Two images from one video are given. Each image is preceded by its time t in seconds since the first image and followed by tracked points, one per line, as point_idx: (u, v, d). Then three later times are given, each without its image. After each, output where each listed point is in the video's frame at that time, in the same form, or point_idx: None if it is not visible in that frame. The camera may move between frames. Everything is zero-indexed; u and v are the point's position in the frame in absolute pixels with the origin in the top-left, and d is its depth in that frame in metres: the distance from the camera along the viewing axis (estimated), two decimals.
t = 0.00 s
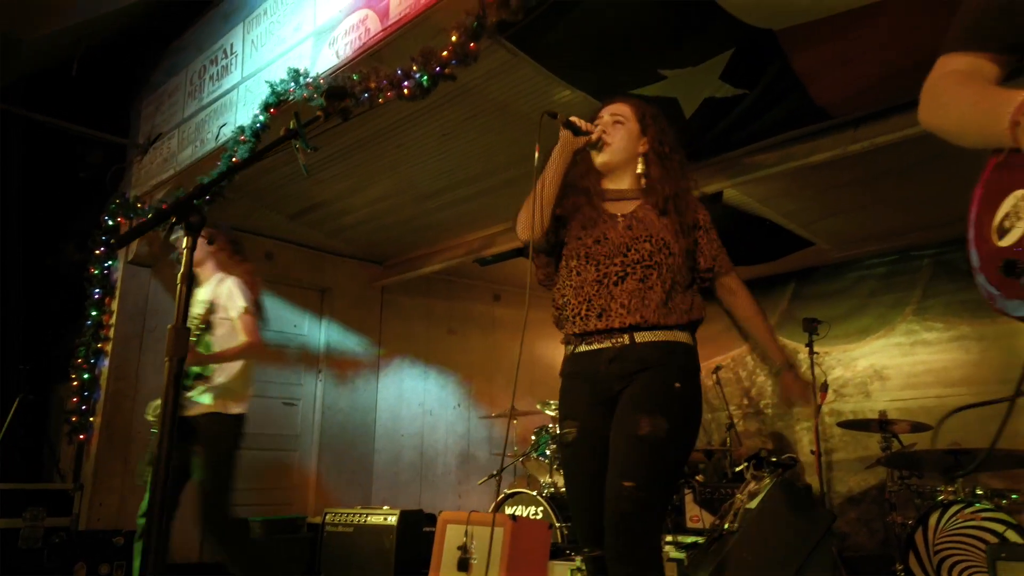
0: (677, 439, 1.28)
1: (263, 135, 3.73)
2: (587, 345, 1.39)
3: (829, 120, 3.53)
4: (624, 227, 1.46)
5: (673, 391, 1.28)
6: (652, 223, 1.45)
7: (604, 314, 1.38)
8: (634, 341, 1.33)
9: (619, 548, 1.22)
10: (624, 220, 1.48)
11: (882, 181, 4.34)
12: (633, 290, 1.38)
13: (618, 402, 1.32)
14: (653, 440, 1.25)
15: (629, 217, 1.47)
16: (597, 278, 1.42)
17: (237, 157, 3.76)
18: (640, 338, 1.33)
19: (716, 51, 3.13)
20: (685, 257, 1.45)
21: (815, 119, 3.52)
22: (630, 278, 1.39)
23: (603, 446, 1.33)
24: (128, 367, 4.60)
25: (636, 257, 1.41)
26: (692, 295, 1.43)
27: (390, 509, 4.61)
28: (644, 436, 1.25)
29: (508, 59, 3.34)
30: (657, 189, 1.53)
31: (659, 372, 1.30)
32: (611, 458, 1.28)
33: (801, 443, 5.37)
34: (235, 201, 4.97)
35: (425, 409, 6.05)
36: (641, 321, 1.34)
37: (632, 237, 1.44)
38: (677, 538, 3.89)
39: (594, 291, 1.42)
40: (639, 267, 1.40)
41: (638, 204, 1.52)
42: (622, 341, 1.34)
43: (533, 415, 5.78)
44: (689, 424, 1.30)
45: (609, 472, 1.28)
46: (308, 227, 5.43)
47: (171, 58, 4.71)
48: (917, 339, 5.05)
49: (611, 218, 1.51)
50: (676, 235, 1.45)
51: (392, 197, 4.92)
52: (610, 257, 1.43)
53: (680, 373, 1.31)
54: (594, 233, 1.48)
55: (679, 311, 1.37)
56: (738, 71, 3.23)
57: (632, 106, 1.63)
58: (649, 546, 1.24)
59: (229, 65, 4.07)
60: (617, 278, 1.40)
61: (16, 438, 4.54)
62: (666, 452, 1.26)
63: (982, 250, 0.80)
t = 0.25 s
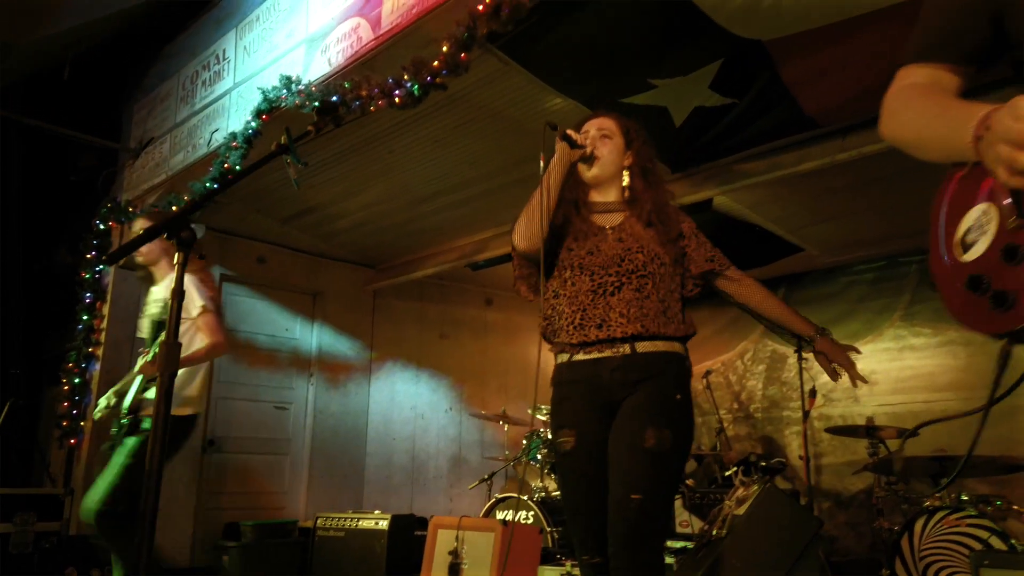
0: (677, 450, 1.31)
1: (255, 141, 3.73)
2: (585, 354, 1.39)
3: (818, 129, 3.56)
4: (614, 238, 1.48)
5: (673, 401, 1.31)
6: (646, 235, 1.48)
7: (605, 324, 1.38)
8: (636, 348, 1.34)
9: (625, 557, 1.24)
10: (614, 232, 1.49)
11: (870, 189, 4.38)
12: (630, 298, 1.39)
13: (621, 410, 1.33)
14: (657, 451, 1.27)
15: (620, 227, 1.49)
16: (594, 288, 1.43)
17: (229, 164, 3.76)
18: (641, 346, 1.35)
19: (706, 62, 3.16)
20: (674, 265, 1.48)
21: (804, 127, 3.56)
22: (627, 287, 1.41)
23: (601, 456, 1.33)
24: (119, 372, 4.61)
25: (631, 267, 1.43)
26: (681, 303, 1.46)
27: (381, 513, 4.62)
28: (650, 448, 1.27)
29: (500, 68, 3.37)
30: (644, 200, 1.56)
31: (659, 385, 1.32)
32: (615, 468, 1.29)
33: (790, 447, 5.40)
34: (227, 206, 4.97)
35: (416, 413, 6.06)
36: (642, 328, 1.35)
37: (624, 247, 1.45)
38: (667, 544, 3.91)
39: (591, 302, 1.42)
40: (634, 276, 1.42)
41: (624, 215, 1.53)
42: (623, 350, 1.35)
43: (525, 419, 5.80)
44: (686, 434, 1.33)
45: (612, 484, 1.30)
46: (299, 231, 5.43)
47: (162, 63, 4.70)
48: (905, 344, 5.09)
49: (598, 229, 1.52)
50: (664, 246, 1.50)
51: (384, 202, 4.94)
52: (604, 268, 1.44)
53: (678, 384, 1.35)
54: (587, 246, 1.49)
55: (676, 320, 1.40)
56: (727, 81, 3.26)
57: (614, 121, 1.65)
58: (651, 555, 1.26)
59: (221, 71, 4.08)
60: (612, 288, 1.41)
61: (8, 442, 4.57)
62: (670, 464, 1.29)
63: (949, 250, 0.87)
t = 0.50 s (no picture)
0: (651, 467, 1.31)
1: (246, 146, 3.73)
2: (568, 372, 1.40)
3: (807, 138, 3.58)
4: (602, 271, 1.51)
5: (648, 421, 1.31)
6: (631, 266, 1.48)
7: (587, 355, 1.39)
8: (615, 374, 1.35)
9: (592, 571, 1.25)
10: (603, 262, 1.52)
11: (859, 196, 4.41)
12: (611, 328, 1.40)
13: (599, 428, 1.34)
14: (629, 466, 1.28)
15: (608, 258, 1.52)
16: (578, 320, 1.45)
17: (221, 170, 3.78)
18: (621, 371, 1.35)
19: (696, 71, 3.18)
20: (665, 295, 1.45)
21: (793, 136, 3.58)
22: (608, 317, 1.42)
23: (577, 471, 1.34)
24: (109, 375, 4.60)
25: (614, 299, 1.44)
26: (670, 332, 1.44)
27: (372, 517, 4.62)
28: (621, 462, 1.28)
29: (490, 76, 3.38)
30: (631, 223, 1.58)
31: (634, 404, 1.33)
32: (589, 482, 1.30)
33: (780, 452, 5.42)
34: (218, 210, 4.96)
35: (408, 417, 6.06)
36: (620, 355, 1.36)
37: (611, 279, 1.47)
38: (656, 548, 3.93)
39: (575, 334, 1.44)
40: (617, 306, 1.43)
41: (615, 241, 1.57)
42: (602, 374, 1.35)
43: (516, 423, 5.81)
44: (661, 451, 1.34)
45: (583, 496, 1.30)
46: (291, 235, 5.43)
47: (154, 67, 4.70)
48: (893, 350, 5.12)
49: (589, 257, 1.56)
50: (648, 277, 1.49)
51: (375, 207, 4.94)
52: (590, 302, 1.47)
53: (656, 403, 1.34)
54: (576, 279, 1.52)
55: (661, 348, 1.38)
56: (717, 90, 3.28)
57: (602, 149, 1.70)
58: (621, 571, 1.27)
59: (212, 76, 4.08)
60: (595, 320, 1.43)
61: None
62: (643, 479, 1.30)
63: (894, 270, 0.87)
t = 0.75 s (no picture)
0: (626, 470, 1.34)
1: (238, 150, 3.73)
2: (544, 374, 1.45)
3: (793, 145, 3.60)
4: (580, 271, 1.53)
5: (617, 424, 1.34)
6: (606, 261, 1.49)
7: (557, 352, 1.44)
8: (582, 376, 1.39)
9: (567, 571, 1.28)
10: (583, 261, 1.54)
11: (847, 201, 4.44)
12: (579, 328, 1.44)
13: (572, 427, 1.38)
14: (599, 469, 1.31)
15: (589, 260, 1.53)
16: (551, 315, 1.49)
17: (212, 174, 3.79)
18: (589, 374, 1.39)
19: (685, 79, 3.20)
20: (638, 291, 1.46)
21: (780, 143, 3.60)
22: (579, 318, 1.45)
23: (552, 471, 1.40)
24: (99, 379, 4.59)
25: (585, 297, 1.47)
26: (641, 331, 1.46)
27: (363, 521, 4.63)
28: (591, 464, 1.32)
29: (480, 82, 3.40)
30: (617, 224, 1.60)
31: (605, 409, 1.36)
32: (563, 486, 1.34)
33: (769, 454, 5.45)
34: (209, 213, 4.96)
35: (399, 419, 6.07)
36: (587, 359, 1.40)
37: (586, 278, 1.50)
38: (645, 553, 3.95)
39: (548, 331, 1.48)
40: (586, 307, 1.45)
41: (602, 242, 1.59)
42: (571, 375, 1.40)
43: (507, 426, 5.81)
44: (635, 456, 1.37)
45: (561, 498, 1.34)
46: (282, 238, 5.43)
47: (145, 71, 4.70)
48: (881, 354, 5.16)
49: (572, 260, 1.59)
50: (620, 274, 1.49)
51: (367, 211, 4.95)
52: (564, 299, 1.49)
53: (628, 406, 1.37)
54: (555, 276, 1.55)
55: (629, 348, 1.41)
56: (705, 98, 3.30)
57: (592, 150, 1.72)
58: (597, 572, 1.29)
59: (203, 80, 4.08)
60: (566, 318, 1.46)
61: None
62: (614, 484, 1.32)
63: (833, 287, 0.94)
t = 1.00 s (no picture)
0: (595, 479, 1.40)
1: (231, 156, 3.75)
2: (527, 384, 1.56)
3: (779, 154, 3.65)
4: (559, 280, 1.63)
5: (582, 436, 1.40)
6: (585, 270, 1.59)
7: (537, 360, 1.54)
8: (557, 386, 1.48)
9: None
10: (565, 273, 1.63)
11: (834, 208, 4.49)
12: (555, 336, 1.53)
13: (548, 434, 1.47)
14: (562, 479, 1.37)
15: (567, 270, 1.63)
16: (532, 326, 1.59)
17: (204, 180, 3.82)
18: (564, 384, 1.48)
19: (672, 89, 3.24)
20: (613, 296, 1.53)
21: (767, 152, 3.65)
22: (555, 327, 1.55)
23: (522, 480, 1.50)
24: (93, 382, 4.62)
25: (561, 306, 1.57)
26: (619, 335, 1.53)
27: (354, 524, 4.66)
28: (552, 474, 1.39)
29: (471, 90, 3.44)
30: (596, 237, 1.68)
31: (572, 422, 1.43)
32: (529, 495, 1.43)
33: (756, 457, 5.51)
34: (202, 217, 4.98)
35: (391, 422, 6.09)
36: (560, 368, 1.49)
37: (564, 288, 1.59)
38: (632, 555, 4.00)
39: (530, 341, 1.58)
40: (562, 315, 1.55)
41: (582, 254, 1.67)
42: (548, 385, 1.50)
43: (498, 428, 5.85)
44: (604, 465, 1.42)
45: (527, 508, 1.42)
46: (275, 242, 5.45)
47: (139, 75, 4.72)
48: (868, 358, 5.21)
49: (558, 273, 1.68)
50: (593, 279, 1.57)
51: (359, 215, 4.98)
52: (543, 309, 1.60)
53: (594, 417, 1.43)
54: (540, 288, 1.64)
55: (604, 354, 1.49)
56: (692, 107, 3.34)
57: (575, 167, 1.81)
58: None
59: (197, 86, 4.11)
60: (543, 328, 1.57)
61: None
62: (577, 491, 1.38)
63: (782, 309, 0.95)
